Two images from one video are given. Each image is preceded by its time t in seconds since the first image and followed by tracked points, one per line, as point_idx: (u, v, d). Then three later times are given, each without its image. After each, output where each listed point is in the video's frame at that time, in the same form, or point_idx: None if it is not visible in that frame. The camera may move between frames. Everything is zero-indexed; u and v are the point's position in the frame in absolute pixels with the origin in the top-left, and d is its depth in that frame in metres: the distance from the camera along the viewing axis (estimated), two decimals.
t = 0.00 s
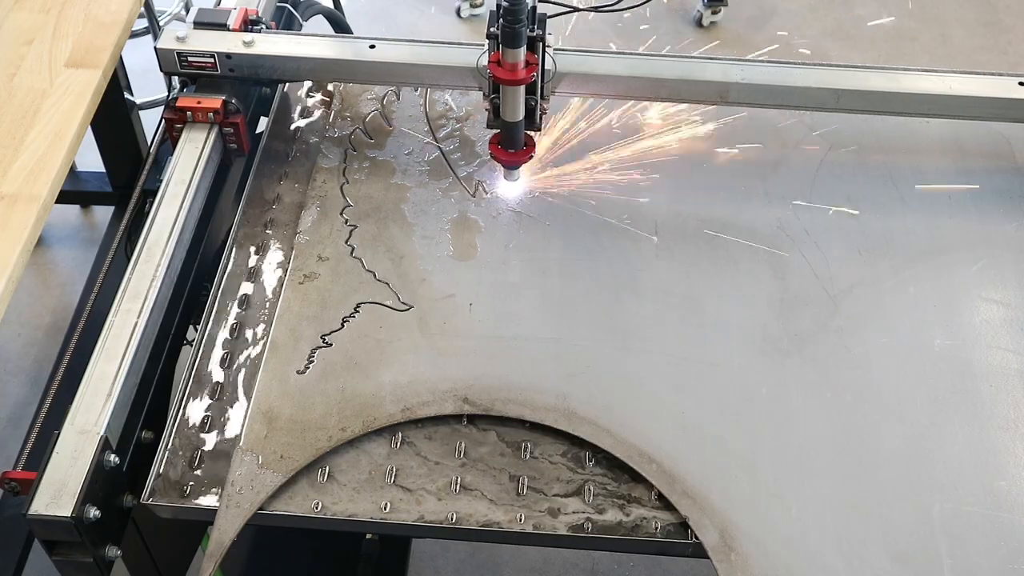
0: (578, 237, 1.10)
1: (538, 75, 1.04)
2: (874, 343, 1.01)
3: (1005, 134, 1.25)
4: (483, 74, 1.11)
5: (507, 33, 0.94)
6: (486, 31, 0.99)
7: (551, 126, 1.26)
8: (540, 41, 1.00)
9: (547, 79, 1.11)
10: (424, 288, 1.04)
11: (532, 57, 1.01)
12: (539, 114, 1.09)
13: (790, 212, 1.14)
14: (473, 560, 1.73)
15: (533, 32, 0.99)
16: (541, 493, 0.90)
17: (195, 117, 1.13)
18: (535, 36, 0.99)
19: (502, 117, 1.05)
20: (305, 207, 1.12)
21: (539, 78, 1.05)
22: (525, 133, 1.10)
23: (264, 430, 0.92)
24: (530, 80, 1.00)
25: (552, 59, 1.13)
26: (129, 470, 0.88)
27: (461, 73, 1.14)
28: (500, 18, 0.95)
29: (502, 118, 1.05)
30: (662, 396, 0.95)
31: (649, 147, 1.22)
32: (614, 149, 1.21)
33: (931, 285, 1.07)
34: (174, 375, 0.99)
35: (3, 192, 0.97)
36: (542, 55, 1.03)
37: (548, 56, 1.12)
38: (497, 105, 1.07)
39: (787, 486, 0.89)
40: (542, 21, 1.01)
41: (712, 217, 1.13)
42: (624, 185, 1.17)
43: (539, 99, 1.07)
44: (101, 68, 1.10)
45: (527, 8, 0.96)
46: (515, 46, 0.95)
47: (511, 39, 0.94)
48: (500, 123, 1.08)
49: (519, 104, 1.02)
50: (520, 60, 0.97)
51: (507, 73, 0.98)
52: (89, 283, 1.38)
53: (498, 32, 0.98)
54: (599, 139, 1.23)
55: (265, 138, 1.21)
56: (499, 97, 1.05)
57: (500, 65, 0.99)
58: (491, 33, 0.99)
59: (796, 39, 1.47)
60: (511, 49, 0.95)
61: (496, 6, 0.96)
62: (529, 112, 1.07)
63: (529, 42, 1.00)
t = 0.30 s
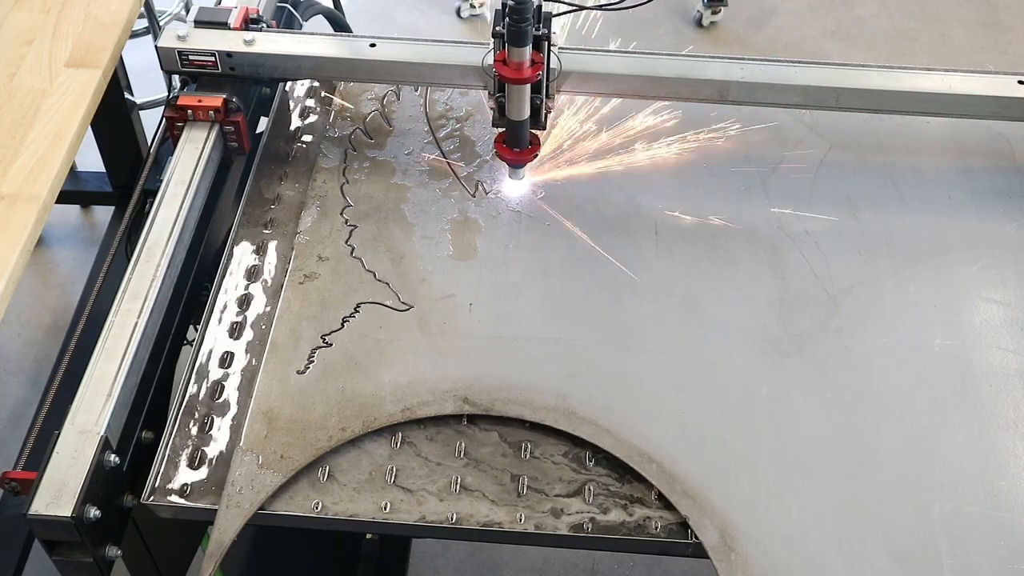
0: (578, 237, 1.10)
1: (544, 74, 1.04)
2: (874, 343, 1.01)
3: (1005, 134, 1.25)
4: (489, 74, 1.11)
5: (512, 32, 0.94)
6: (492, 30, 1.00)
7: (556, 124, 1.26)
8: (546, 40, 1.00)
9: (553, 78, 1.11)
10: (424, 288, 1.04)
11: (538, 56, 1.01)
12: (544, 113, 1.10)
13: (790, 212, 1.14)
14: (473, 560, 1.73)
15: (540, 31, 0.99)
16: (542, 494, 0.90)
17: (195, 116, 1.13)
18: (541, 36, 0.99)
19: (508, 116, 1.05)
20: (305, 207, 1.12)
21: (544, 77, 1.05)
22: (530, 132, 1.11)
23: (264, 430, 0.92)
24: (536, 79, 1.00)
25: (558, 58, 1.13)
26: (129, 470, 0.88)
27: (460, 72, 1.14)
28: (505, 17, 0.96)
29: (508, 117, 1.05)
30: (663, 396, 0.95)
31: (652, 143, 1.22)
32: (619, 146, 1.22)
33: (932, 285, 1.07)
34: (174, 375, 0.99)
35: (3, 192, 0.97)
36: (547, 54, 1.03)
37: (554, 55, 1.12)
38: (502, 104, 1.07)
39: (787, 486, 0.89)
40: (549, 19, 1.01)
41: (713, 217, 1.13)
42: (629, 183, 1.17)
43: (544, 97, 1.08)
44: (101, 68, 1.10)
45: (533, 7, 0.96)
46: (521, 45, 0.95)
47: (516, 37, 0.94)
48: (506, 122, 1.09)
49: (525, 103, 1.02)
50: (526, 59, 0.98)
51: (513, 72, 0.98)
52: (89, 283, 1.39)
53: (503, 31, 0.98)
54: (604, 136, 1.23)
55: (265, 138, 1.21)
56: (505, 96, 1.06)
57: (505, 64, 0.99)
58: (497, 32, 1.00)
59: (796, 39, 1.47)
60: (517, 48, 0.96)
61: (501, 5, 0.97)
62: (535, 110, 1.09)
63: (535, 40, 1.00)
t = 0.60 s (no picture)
0: (578, 237, 1.10)
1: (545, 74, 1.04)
2: (874, 343, 1.01)
3: (1005, 134, 1.25)
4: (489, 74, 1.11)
5: (514, 33, 0.94)
6: (493, 30, 1.00)
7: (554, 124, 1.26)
8: (546, 41, 1.00)
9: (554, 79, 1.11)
10: (424, 288, 1.04)
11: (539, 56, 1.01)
12: (545, 113, 1.10)
13: (790, 212, 1.14)
14: (473, 560, 1.73)
15: (540, 31, 0.99)
16: (542, 494, 0.90)
17: (195, 116, 1.13)
18: (542, 36, 0.99)
19: (510, 116, 1.06)
20: (305, 207, 1.12)
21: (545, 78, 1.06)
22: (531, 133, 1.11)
23: (264, 430, 0.92)
24: (536, 80, 1.00)
25: (558, 59, 1.13)
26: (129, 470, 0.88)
27: (460, 72, 1.14)
28: (506, 18, 0.96)
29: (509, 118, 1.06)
30: (662, 395, 0.95)
31: (651, 142, 1.22)
32: (618, 145, 1.22)
33: (932, 285, 1.07)
34: (174, 375, 0.99)
35: (3, 192, 0.97)
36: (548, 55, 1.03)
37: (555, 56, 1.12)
38: (503, 105, 1.07)
39: (787, 486, 0.89)
40: (549, 20, 1.01)
41: (713, 217, 1.13)
42: (629, 181, 1.17)
43: (544, 98, 1.08)
44: (101, 69, 1.10)
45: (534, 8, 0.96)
46: (521, 46, 0.95)
47: (517, 38, 0.94)
48: (506, 123, 1.09)
49: (525, 103, 1.03)
50: (527, 60, 0.98)
51: (514, 73, 0.98)
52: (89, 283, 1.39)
53: (504, 32, 0.98)
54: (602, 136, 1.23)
55: (265, 138, 1.21)
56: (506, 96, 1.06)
57: (506, 65, 1.00)
58: (498, 33, 1.00)
59: (796, 39, 1.47)
60: (518, 49, 0.96)
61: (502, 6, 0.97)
62: (536, 111, 1.09)
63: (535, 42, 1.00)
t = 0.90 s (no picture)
0: (579, 237, 1.10)
1: (548, 71, 1.04)
2: (874, 343, 1.01)
3: (1005, 134, 1.25)
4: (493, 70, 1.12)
5: (517, 30, 0.94)
6: (496, 28, 1.00)
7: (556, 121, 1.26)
8: (551, 38, 1.00)
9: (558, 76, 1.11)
10: (424, 288, 1.04)
11: (542, 54, 1.01)
12: (548, 111, 1.10)
13: (790, 211, 1.14)
14: (473, 560, 1.73)
15: (544, 29, 0.99)
16: (543, 494, 0.90)
17: (197, 113, 1.14)
18: (546, 34, 0.99)
19: (512, 113, 1.06)
20: (305, 207, 1.12)
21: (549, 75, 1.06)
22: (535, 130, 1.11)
23: (264, 430, 0.92)
24: (540, 77, 1.00)
25: (561, 57, 1.13)
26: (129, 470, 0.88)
27: (460, 69, 1.14)
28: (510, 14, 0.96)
29: (512, 115, 1.06)
30: (662, 395, 0.95)
31: (652, 140, 1.22)
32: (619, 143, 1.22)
33: (932, 285, 1.07)
34: (174, 375, 0.99)
35: (3, 192, 0.97)
36: (552, 52, 1.03)
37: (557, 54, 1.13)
38: (506, 102, 1.08)
39: (787, 486, 0.89)
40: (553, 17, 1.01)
41: (713, 217, 1.13)
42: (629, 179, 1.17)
43: (548, 96, 1.08)
44: (101, 68, 1.10)
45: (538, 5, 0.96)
46: (525, 43, 0.95)
47: (521, 35, 0.94)
48: (510, 120, 1.09)
49: (528, 100, 1.03)
50: (530, 57, 0.98)
51: (517, 70, 0.99)
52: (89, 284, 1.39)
53: (508, 28, 0.98)
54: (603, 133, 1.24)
55: (265, 138, 1.21)
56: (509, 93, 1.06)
57: (510, 62, 1.00)
58: (502, 30, 1.00)
59: (796, 39, 1.47)
60: (521, 46, 0.96)
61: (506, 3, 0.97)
62: (539, 108, 1.09)
63: (539, 38, 1.00)
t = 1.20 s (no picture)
0: (578, 237, 1.10)
1: (553, 69, 1.05)
2: (874, 343, 1.01)
3: (1005, 134, 1.25)
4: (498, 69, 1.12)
5: (521, 28, 0.94)
6: (500, 25, 1.00)
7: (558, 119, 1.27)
8: (555, 36, 1.01)
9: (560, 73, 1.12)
10: (424, 288, 1.04)
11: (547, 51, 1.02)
12: (552, 108, 1.10)
13: (791, 211, 1.14)
14: (473, 560, 1.73)
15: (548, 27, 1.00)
16: (543, 495, 0.90)
17: (198, 110, 1.14)
18: (550, 32, 1.00)
19: (516, 111, 1.06)
20: (305, 207, 1.12)
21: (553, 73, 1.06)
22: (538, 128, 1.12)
23: (264, 430, 0.92)
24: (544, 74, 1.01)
25: (564, 55, 1.14)
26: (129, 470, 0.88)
27: (461, 67, 1.14)
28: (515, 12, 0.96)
29: (516, 112, 1.06)
30: (663, 395, 0.95)
31: (651, 137, 1.23)
32: (618, 141, 1.23)
33: (932, 285, 1.07)
34: (174, 375, 0.99)
35: (3, 192, 0.97)
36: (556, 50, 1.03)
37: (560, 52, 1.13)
38: (510, 100, 1.08)
39: (787, 486, 0.89)
40: (556, 16, 1.02)
41: (712, 217, 1.13)
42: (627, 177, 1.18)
43: (552, 93, 1.08)
44: (101, 68, 1.10)
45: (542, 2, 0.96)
46: (529, 41, 0.95)
47: (525, 33, 0.94)
48: (514, 117, 1.09)
49: (532, 97, 1.03)
50: (535, 55, 0.98)
51: (522, 68, 0.99)
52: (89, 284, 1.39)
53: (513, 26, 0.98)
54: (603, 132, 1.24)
55: (265, 138, 1.21)
56: (513, 91, 1.06)
57: (514, 59, 1.00)
58: (506, 28, 1.00)
59: (796, 39, 1.47)
60: (526, 44, 0.96)
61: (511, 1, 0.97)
62: (543, 106, 1.09)
63: (543, 36, 1.01)
